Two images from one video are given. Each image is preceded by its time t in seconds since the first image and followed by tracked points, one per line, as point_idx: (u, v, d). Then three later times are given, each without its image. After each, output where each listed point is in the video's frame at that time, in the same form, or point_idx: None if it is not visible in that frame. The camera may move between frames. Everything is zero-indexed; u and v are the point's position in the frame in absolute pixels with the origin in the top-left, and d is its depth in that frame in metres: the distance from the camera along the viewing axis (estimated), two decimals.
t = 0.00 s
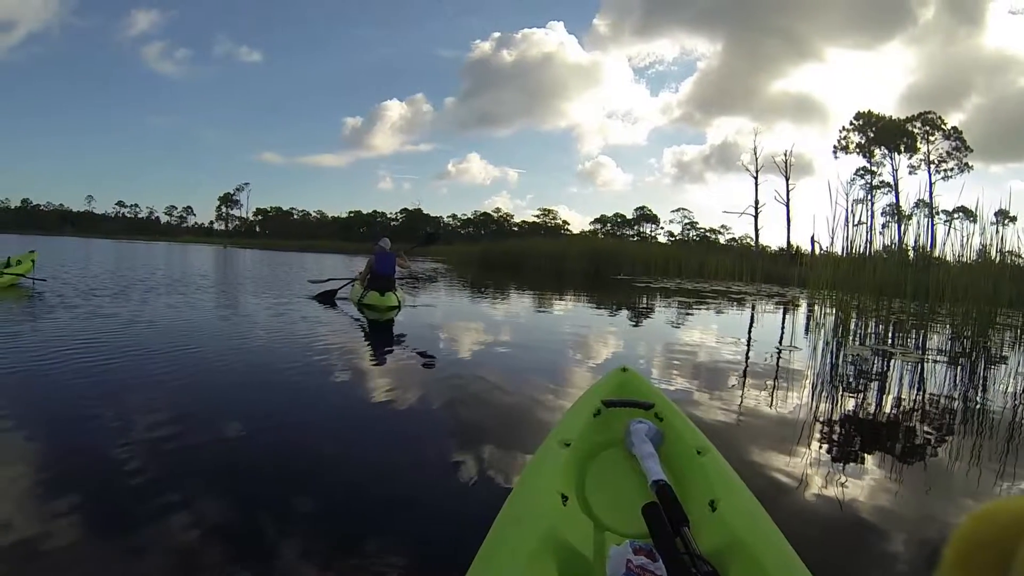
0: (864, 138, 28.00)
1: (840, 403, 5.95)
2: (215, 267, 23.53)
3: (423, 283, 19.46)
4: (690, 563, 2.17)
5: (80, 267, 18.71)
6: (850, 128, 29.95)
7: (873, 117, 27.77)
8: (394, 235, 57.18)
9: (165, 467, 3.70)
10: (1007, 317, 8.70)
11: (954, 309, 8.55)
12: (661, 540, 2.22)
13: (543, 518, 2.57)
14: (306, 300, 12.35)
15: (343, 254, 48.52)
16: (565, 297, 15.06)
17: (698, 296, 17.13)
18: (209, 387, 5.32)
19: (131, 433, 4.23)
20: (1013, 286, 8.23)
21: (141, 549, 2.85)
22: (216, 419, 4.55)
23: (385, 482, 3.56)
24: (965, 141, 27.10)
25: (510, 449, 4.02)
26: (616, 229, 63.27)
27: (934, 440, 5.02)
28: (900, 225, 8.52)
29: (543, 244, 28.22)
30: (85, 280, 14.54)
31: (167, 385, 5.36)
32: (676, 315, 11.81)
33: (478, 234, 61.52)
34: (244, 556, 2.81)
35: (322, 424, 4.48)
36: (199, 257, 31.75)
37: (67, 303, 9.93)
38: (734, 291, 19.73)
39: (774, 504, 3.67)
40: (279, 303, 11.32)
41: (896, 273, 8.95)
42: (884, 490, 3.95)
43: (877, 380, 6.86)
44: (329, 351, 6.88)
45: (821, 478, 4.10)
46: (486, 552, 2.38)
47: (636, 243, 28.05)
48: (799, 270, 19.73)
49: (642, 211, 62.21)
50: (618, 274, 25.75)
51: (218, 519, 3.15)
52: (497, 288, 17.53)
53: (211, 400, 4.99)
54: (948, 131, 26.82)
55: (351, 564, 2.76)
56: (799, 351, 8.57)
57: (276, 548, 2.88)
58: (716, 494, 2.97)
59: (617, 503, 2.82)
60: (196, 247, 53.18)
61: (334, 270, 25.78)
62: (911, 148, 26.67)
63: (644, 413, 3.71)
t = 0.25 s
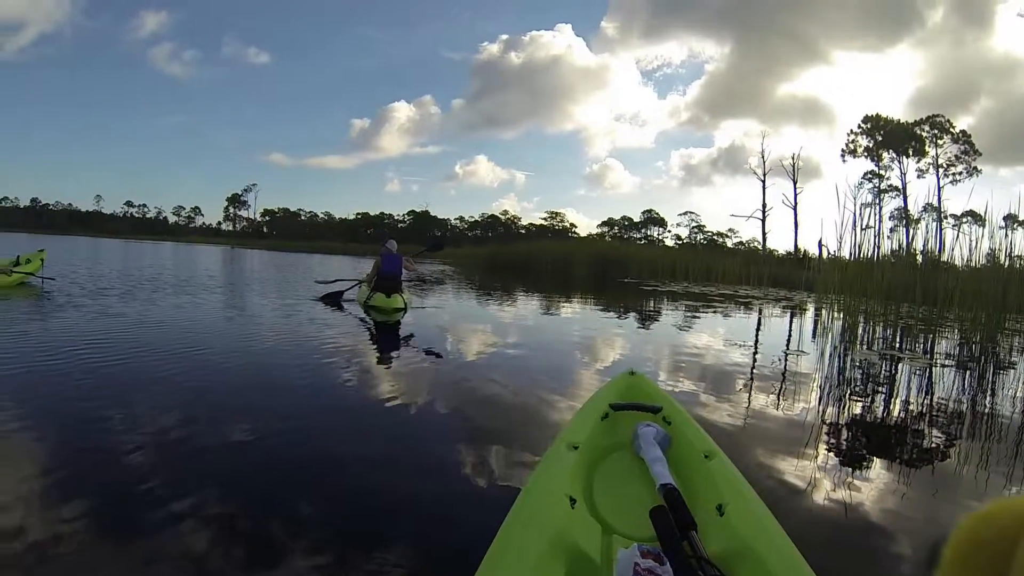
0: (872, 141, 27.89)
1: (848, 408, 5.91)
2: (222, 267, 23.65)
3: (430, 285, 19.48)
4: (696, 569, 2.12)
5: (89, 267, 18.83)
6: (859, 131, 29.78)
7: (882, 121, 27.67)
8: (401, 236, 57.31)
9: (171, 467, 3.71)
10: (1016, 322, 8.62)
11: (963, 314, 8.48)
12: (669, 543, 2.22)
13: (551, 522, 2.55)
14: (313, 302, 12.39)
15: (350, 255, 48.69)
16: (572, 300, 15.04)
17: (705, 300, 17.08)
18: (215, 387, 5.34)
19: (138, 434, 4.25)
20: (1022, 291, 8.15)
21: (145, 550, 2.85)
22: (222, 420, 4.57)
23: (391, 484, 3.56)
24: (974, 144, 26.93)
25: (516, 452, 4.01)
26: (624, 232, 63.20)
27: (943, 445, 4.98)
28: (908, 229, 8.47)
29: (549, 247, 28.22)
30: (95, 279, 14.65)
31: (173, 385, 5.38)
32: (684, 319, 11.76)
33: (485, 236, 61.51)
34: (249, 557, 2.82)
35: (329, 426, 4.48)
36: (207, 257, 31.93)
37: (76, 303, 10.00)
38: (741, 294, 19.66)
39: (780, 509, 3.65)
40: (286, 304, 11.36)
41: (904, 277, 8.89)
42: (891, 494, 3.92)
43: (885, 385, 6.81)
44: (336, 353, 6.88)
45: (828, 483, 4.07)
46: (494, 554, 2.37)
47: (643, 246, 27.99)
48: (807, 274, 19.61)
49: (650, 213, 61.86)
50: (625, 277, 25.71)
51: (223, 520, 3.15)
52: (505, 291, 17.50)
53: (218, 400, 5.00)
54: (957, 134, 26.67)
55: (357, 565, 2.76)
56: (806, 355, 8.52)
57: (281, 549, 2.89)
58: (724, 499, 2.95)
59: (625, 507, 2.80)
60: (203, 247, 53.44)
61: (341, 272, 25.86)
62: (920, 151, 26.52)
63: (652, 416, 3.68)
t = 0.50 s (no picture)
0: (880, 141, 27.76)
1: (856, 408, 5.87)
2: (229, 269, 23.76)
3: (437, 287, 19.50)
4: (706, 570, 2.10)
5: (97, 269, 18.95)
6: (866, 131, 29.63)
7: (889, 120, 27.55)
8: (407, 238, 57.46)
9: (178, 466, 3.72)
10: None
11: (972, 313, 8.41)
12: (679, 544, 2.22)
13: (561, 523, 2.54)
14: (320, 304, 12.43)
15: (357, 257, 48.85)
16: (580, 302, 15.02)
17: (712, 301, 17.03)
18: (222, 388, 5.36)
19: (147, 433, 4.27)
20: None
21: (152, 548, 2.86)
22: (229, 420, 4.58)
23: (398, 484, 3.57)
24: (982, 143, 26.75)
25: (523, 453, 4.01)
26: (630, 233, 63.11)
27: (952, 446, 4.93)
28: (916, 229, 8.42)
29: (556, 248, 28.22)
30: (104, 282, 14.75)
31: (181, 386, 5.41)
32: (692, 320, 11.72)
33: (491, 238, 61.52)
34: (257, 554, 2.83)
35: (336, 426, 4.49)
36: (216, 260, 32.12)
37: (85, 305, 10.07)
38: (749, 295, 19.59)
39: (787, 510, 3.63)
40: (293, 306, 11.40)
41: (912, 276, 8.83)
42: (900, 495, 3.89)
43: (893, 385, 6.77)
44: (342, 355, 6.90)
45: (836, 484, 4.04)
46: (504, 555, 2.38)
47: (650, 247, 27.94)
48: (815, 275, 19.50)
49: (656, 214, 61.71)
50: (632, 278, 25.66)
51: (231, 517, 3.17)
52: (512, 292, 17.49)
53: (225, 401, 5.02)
54: (965, 133, 26.49)
55: (364, 563, 2.77)
56: (814, 356, 8.48)
57: (289, 548, 2.91)
58: (733, 499, 2.95)
59: (635, 508, 2.78)
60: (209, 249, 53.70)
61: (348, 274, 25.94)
62: (927, 150, 26.36)
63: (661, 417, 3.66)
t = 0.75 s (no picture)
0: (892, 138, 27.52)
1: (870, 408, 5.82)
2: (241, 271, 23.94)
3: (448, 288, 19.55)
4: (720, 569, 2.10)
5: (111, 271, 19.18)
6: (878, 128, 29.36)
7: (901, 117, 27.37)
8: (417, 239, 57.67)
9: (192, 467, 3.76)
10: None
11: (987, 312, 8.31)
12: (692, 543, 2.21)
13: (576, 521, 2.55)
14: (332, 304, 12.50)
15: (367, 258, 49.11)
16: (591, 302, 15.00)
17: (724, 300, 16.95)
18: (236, 389, 5.42)
19: (162, 433, 4.32)
20: None
21: (167, 549, 2.90)
22: (243, 421, 4.62)
23: (411, 484, 3.58)
24: (996, 139, 26.42)
25: (535, 452, 4.02)
26: (640, 232, 62.96)
27: (966, 446, 4.88)
28: (929, 227, 8.33)
29: (567, 248, 28.20)
30: (119, 284, 14.93)
31: (195, 387, 5.46)
32: (703, 319, 11.67)
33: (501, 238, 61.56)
34: (270, 555, 2.86)
35: (348, 426, 4.52)
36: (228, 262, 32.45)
37: (99, 307, 10.18)
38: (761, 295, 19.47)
39: (800, 510, 3.61)
40: (305, 307, 11.47)
41: (926, 275, 8.73)
42: (913, 495, 3.85)
43: (907, 385, 6.70)
44: (354, 355, 6.94)
45: (849, 484, 4.01)
46: (518, 555, 2.38)
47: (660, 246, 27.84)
48: (827, 274, 19.34)
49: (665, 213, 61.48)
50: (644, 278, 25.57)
51: (245, 517, 3.20)
52: (524, 293, 17.49)
53: (239, 402, 5.07)
54: (978, 130, 26.19)
55: (377, 563, 2.79)
56: (827, 355, 8.41)
57: (302, 548, 2.93)
58: (746, 498, 2.93)
59: (648, 506, 2.78)
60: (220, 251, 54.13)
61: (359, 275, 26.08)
62: (940, 148, 26.09)
63: (674, 416, 3.64)
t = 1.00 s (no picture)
0: (899, 139, 27.40)
1: (876, 410, 5.79)
2: (248, 271, 24.05)
3: (454, 289, 19.56)
4: (726, 570, 2.09)
5: (118, 271, 19.32)
6: (885, 128, 29.24)
7: (908, 118, 27.26)
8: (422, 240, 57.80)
9: (197, 467, 3.78)
10: None
11: (995, 314, 8.25)
12: (699, 544, 2.20)
13: (583, 522, 2.55)
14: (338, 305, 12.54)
15: (373, 259, 49.23)
16: (598, 303, 14.99)
17: (731, 302, 16.91)
18: (242, 389, 5.44)
19: (167, 434, 4.34)
20: None
21: (172, 550, 2.90)
22: (249, 421, 4.64)
23: (415, 485, 3.58)
24: (1004, 140, 26.26)
25: (540, 454, 4.01)
26: (645, 234, 62.86)
27: (973, 448, 4.85)
28: (936, 228, 8.29)
29: (573, 249, 28.20)
30: (127, 284, 15.02)
31: (201, 387, 5.49)
32: (710, 321, 11.63)
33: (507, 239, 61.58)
34: (274, 556, 2.86)
35: (352, 428, 4.52)
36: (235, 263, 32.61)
37: (107, 307, 10.24)
38: (767, 297, 19.41)
39: (806, 512, 3.59)
40: (311, 308, 11.51)
41: (933, 276, 8.68)
42: (920, 497, 3.83)
43: (914, 387, 6.67)
44: (359, 356, 6.94)
45: (855, 486, 3.99)
46: (525, 556, 2.37)
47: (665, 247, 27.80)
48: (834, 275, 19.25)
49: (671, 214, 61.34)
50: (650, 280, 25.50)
51: (249, 518, 3.21)
52: (530, 293, 17.49)
53: (244, 403, 5.08)
54: (986, 130, 26.04)
55: (381, 565, 2.79)
56: (834, 357, 8.38)
57: (306, 549, 2.93)
58: (753, 499, 2.92)
59: (655, 507, 2.77)
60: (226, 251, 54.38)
61: (365, 275, 26.15)
62: (947, 148, 25.95)
63: (681, 417, 3.63)
